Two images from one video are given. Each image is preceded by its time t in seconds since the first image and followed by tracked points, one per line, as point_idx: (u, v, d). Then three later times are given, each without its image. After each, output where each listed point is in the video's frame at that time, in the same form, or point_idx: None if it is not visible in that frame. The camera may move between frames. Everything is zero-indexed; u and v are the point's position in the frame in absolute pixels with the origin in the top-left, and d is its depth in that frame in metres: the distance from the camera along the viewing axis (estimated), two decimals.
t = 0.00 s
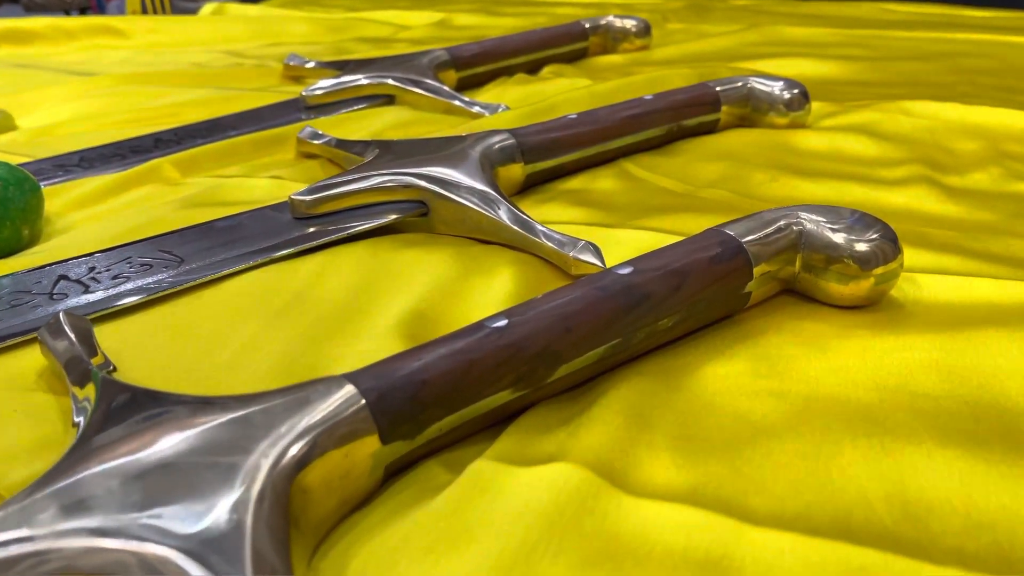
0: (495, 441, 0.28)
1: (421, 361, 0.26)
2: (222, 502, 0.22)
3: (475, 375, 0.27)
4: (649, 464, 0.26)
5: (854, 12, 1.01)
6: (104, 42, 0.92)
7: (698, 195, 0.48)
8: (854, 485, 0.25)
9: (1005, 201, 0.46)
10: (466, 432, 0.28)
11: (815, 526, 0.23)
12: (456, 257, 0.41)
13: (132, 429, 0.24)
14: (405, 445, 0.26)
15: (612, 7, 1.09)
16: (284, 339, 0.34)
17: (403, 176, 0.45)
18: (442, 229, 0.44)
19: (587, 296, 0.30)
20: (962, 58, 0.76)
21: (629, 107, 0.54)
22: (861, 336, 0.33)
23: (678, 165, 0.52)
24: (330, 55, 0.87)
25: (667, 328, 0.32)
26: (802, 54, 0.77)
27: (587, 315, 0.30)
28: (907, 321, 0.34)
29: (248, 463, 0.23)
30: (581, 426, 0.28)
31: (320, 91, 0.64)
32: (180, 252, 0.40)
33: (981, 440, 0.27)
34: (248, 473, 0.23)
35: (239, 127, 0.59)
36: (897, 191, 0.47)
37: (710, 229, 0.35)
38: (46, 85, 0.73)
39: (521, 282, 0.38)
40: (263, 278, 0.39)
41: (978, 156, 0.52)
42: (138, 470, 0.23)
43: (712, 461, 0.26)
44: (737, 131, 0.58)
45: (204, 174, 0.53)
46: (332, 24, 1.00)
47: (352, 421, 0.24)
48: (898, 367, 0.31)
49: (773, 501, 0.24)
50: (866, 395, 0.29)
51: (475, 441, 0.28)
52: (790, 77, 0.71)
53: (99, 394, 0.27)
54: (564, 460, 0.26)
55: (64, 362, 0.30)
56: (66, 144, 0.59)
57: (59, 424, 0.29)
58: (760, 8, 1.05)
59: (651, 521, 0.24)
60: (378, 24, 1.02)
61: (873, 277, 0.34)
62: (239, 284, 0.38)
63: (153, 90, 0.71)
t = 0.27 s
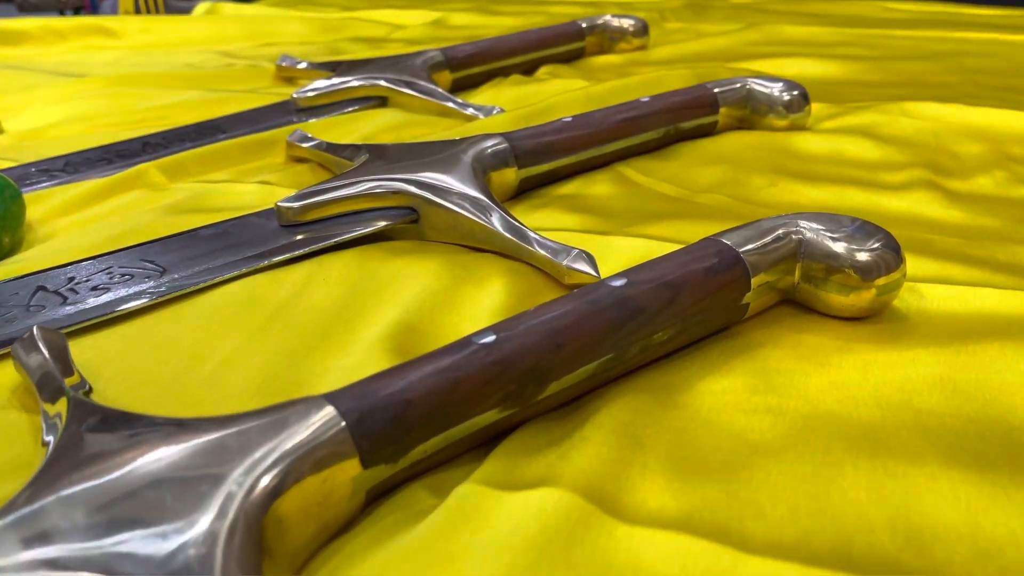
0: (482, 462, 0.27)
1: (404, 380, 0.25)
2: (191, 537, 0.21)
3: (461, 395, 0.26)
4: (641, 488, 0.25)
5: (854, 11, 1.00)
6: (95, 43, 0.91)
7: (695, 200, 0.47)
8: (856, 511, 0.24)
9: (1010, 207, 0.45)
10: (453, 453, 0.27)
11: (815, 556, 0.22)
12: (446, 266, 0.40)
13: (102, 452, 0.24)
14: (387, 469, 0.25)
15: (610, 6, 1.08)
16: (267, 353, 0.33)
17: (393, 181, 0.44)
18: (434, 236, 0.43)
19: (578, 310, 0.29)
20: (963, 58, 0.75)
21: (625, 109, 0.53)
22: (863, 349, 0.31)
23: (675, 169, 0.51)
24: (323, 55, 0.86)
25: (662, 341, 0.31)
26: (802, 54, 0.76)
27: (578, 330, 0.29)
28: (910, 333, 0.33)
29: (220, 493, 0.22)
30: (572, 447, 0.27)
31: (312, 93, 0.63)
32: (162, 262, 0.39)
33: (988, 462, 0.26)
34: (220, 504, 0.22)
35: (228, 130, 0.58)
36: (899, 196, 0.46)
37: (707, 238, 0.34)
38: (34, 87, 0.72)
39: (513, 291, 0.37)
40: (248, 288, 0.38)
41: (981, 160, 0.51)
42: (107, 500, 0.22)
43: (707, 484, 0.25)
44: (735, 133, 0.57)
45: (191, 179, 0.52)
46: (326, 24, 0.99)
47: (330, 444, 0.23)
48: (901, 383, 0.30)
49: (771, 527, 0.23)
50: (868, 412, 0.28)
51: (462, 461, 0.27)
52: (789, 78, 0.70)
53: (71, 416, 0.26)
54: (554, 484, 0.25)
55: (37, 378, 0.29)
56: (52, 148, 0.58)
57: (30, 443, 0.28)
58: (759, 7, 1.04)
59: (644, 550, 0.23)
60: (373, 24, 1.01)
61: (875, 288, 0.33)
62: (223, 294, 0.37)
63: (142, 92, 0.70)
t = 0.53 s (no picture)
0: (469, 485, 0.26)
1: (387, 402, 0.24)
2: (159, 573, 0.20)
3: (446, 417, 0.25)
4: (634, 514, 0.24)
5: (854, 10, 0.99)
6: (85, 45, 0.90)
7: (692, 206, 0.46)
8: (858, 539, 0.23)
9: (1014, 212, 0.44)
10: (438, 476, 0.26)
11: None
12: (436, 275, 0.39)
13: (71, 480, 0.23)
14: (369, 495, 0.24)
15: (607, 5, 1.07)
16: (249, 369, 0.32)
17: (382, 188, 0.43)
18: (424, 244, 0.42)
19: (570, 326, 0.28)
20: (966, 58, 0.74)
21: (621, 112, 0.52)
22: (865, 364, 0.30)
23: (672, 174, 0.50)
24: (317, 56, 0.85)
25: (657, 356, 0.30)
26: (801, 54, 0.75)
27: (568, 347, 0.28)
28: (914, 346, 0.32)
29: (190, 525, 0.21)
30: (562, 470, 0.26)
31: (303, 95, 0.63)
32: (143, 272, 0.38)
33: (996, 485, 0.25)
34: (190, 537, 0.21)
35: (217, 134, 0.57)
36: (901, 201, 0.45)
37: (703, 248, 0.33)
38: (22, 89, 0.71)
39: (505, 302, 0.36)
40: (231, 299, 0.37)
41: (984, 164, 0.50)
42: (73, 534, 0.21)
43: (703, 510, 0.24)
44: (734, 136, 0.56)
45: (179, 185, 0.51)
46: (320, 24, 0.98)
47: (307, 471, 0.22)
48: (904, 400, 0.28)
49: (769, 557, 0.22)
50: (870, 431, 0.27)
51: (448, 484, 0.26)
52: (788, 79, 0.69)
53: (40, 439, 0.25)
54: (542, 511, 0.24)
55: (8, 397, 0.28)
56: (38, 152, 0.57)
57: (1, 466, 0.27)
58: (758, 6, 1.03)
59: None
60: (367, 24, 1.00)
61: (877, 299, 0.32)
62: (206, 307, 0.36)
63: (132, 94, 0.69)
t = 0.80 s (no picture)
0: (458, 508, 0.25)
1: (372, 422, 0.23)
2: None
3: (434, 437, 0.24)
4: (628, 539, 0.23)
5: (854, 7, 0.98)
6: (77, 46, 0.89)
7: (690, 211, 0.45)
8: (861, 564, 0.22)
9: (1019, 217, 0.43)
10: (425, 498, 0.25)
11: None
12: (428, 284, 0.38)
13: (40, 507, 0.22)
14: (353, 519, 0.23)
15: (605, 3, 1.06)
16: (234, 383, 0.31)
17: (373, 193, 0.42)
18: (416, 251, 0.41)
19: (562, 339, 0.27)
20: (967, 57, 0.73)
21: (618, 114, 0.51)
22: (868, 378, 0.29)
23: (670, 178, 0.49)
24: (311, 57, 0.84)
25: (653, 370, 0.29)
26: (801, 54, 0.74)
27: (561, 362, 0.27)
28: (918, 359, 0.31)
29: (163, 555, 0.20)
30: (554, 493, 0.25)
31: (295, 97, 0.62)
32: (125, 282, 0.37)
33: (1005, 506, 0.24)
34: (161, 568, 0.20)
35: (207, 137, 0.56)
36: (903, 206, 0.44)
37: (701, 257, 0.32)
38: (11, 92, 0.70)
39: (497, 311, 0.35)
40: (217, 310, 0.36)
41: (988, 167, 0.49)
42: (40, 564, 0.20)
43: (700, 535, 0.23)
44: (732, 139, 0.55)
45: (167, 190, 0.50)
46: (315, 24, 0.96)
47: (285, 497, 0.22)
48: (908, 416, 0.28)
49: None
50: (873, 449, 0.26)
51: (436, 505, 0.25)
52: (788, 79, 0.68)
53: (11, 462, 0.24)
54: (533, 537, 0.23)
55: None
56: (25, 157, 0.57)
57: None
58: (757, 4, 1.02)
59: None
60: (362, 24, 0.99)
61: (880, 310, 0.31)
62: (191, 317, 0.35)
63: (121, 96, 0.68)
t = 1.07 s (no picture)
0: (447, 533, 0.24)
1: (356, 446, 0.23)
2: None
3: (421, 460, 0.23)
4: (622, 567, 0.22)
5: (855, 6, 0.97)
6: (69, 48, 0.88)
7: (688, 218, 0.44)
8: None
9: None
10: (413, 523, 0.24)
11: None
12: (419, 294, 0.37)
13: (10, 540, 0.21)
14: (337, 548, 0.22)
15: (603, 3, 1.05)
16: (218, 401, 0.30)
17: (363, 200, 0.41)
18: (408, 260, 0.40)
19: (555, 356, 0.26)
20: (970, 57, 0.72)
21: (614, 118, 0.50)
22: (870, 395, 0.29)
23: (667, 183, 0.48)
24: (305, 59, 0.83)
25: (649, 387, 0.28)
26: (801, 54, 0.73)
27: (553, 380, 0.26)
28: (921, 374, 0.30)
29: None
30: (546, 520, 0.24)
31: (287, 101, 0.61)
32: (108, 294, 0.36)
33: (1014, 531, 0.23)
34: None
35: (197, 142, 0.55)
36: (905, 211, 0.43)
37: (698, 268, 0.31)
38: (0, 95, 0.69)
39: (490, 323, 0.34)
40: (203, 323, 0.35)
41: (991, 171, 0.48)
42: None
43: (696, 563, 0.22)
44: (731, 142, 0.54)
45: (156, 197, 0.49)
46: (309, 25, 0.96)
47: (264, 526, 0.21)
48: (912, 436, 0.27)
49: None
50: (876, 470, 0.25)
51: (425, 530, 0.25)
52: (787, 82, 0.67)
53: None
54: (523, 568, 0.22)
55: None
56: (12, 163, 0.56)
57: None
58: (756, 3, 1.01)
59: None
60: (358, 24, 0.98)
61: (883, 323, 0.30)
62: (176, 330, 0.34)
63: (112, 99, 0.67)
